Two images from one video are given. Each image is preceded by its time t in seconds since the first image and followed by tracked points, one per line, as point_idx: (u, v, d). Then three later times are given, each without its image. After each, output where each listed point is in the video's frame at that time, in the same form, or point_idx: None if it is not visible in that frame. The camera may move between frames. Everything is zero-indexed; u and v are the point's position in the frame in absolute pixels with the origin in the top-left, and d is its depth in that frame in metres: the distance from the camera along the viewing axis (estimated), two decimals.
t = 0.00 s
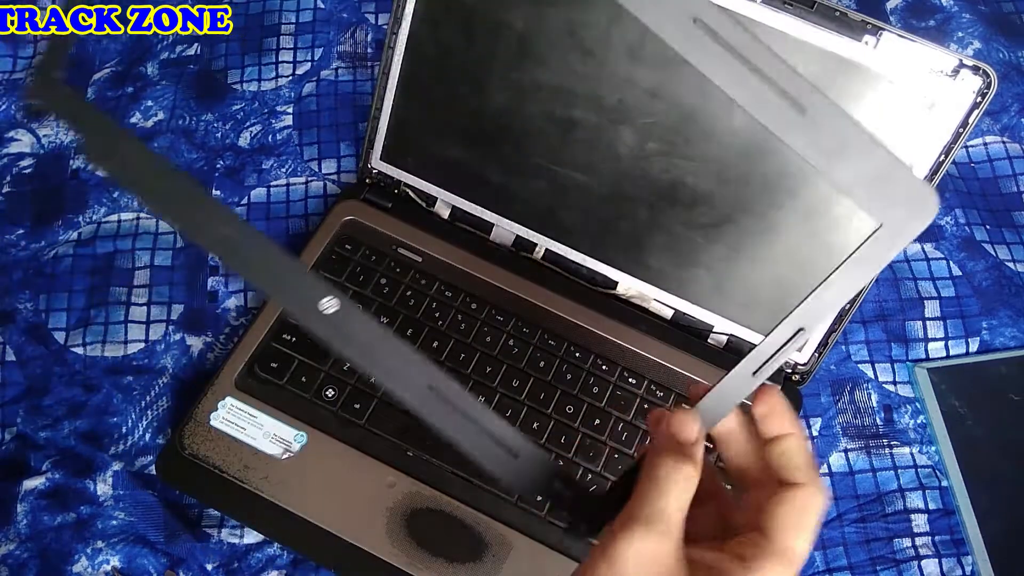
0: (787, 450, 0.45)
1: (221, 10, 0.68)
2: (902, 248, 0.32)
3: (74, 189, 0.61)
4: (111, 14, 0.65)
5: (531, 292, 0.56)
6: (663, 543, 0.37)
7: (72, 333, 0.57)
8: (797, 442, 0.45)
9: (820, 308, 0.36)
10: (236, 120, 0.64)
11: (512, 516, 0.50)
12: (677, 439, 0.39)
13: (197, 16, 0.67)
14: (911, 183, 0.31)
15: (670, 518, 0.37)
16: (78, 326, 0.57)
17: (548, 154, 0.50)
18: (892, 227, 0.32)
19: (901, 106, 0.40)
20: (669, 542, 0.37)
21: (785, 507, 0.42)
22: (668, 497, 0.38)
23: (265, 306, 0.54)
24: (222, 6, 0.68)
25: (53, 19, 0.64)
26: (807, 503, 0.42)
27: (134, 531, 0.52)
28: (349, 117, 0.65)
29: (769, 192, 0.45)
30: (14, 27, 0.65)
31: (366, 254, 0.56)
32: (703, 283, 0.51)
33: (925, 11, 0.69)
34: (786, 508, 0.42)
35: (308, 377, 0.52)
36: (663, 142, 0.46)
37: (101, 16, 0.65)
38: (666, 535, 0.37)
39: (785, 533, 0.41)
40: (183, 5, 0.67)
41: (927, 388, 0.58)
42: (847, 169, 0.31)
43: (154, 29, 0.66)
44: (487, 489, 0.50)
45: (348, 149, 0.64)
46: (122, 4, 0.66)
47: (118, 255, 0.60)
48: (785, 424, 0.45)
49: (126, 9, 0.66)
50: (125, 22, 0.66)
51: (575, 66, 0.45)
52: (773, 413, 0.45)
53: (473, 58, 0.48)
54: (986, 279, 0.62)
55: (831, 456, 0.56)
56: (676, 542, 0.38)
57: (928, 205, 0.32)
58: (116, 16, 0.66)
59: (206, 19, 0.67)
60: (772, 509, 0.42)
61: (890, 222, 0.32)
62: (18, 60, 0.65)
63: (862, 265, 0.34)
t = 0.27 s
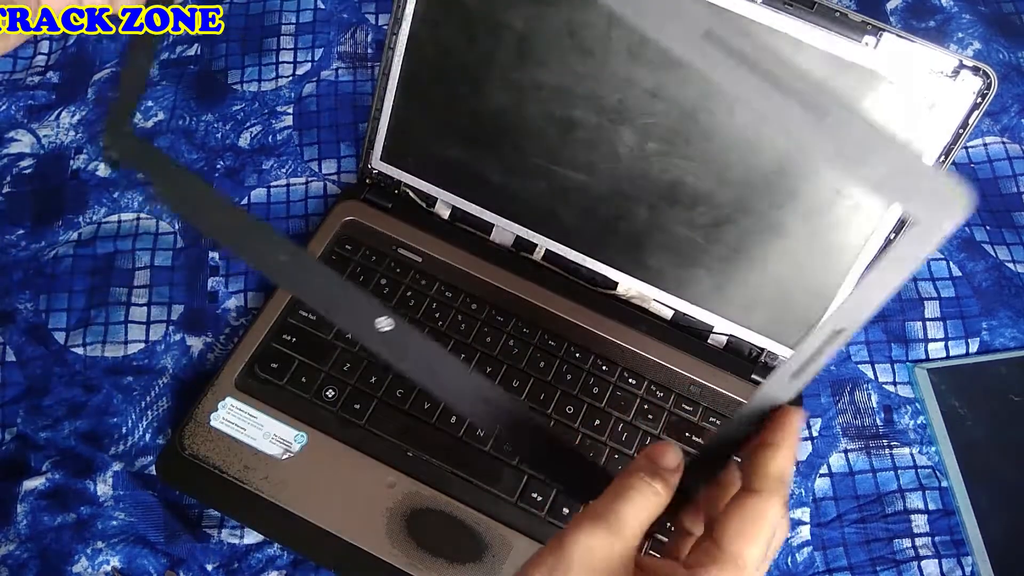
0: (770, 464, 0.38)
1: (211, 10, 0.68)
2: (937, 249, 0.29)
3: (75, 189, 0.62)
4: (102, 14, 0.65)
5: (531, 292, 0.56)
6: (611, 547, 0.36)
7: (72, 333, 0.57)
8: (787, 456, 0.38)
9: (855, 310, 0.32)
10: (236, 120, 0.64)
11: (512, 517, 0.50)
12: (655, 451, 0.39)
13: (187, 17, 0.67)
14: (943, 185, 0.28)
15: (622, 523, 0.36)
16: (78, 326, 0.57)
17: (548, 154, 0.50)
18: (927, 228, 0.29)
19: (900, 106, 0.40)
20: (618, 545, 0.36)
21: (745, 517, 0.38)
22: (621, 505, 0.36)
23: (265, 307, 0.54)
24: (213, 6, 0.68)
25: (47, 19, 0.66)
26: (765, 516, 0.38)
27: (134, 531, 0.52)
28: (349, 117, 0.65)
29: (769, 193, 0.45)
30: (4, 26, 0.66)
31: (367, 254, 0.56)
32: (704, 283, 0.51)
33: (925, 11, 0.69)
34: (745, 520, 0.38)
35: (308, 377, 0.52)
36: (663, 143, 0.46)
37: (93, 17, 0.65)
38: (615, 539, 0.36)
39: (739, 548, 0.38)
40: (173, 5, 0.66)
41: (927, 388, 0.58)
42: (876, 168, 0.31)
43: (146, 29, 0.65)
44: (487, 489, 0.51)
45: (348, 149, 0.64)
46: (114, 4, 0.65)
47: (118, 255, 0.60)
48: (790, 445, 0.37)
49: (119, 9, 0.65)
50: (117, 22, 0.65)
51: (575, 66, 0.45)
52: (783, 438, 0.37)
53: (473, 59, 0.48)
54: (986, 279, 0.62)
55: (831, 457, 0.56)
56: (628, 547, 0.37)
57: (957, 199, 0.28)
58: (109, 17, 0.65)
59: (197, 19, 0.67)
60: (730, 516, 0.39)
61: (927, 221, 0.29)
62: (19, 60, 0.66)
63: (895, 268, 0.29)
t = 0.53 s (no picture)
0: (801, 465, 0.35)
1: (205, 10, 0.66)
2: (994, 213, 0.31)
3: (75, 189, 0.62)
4: (94, 14, 0.64)
5: (531, 292, 0.56)
6: (608, 523, 0.33)
7: (72, 333, 0.57)
8: (823, 462, 0.35)
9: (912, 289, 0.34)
10: (236, 120, 0.64)
11: (512, 517, 0.50)
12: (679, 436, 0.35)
13: (181, 16, 0.64)
14: (996, 147, 0.29)
15: (621, 499, 0.33)
16: (78, 326, 0.57)
17: (548, 153, 0.50)
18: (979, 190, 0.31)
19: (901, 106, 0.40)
20: (613, 523, 0.33)
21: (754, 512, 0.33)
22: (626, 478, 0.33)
23: (265, 307, 0.54)
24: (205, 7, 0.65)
25: (37, 18, 0.61)
26: (779, 516, 0.33)
27: (134, 531, 0.52)
28: (349, 117, 0.65)
29: (767, 193, 0.45)
30: None
31: (367, 254, 0.56)
32: (703, 283, 0.51)
33: (925, 12, 0.69)
34: (755, 514, 0.33)
35: (308, 377, 0.52)
36: (663, 143, 0.46)
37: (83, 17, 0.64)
38: (612, 515, 0.33)
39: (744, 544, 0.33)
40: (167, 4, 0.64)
41: (927, 389, 0.58)
42: (917, 139, 0.30)
43: (138, 29, 0.65)
44: (487, 489, 0.51)
45: (348, 149, 0.64)
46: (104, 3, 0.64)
47: (118, 255, 0.60)
48: (831, 448, 0.36)
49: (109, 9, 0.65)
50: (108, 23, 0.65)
51: (575, 66, 0.45)
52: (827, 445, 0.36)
53: (473, 60, 0.48)
54: (986, 279, 0.62)
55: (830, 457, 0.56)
56: (627, 530, 0.33)
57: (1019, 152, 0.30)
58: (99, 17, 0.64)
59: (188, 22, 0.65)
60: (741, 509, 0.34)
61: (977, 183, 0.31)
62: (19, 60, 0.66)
63: (947, 238, 0.33)
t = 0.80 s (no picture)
0: (828, 497, 0.34)
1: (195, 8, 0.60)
2: None
3: (75, 189, 0.62)
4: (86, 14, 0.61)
5: (531, 292, 0.56)
6: (644, 533, 0.32)
7: (72, 333, 0.57)
8: (851, 494, 0.34)
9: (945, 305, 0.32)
10: (236, 120, 0.64)
11: (512, 517, 0.50)
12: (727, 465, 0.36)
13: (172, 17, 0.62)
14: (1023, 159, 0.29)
15: (662, 510, 0.32)
16: (78, 326, 0.57)
17: (548, 153, 0.50)
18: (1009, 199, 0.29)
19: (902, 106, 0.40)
20: (649, 535, 0.32)
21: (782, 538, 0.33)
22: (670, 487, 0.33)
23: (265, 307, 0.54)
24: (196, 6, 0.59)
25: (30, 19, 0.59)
26: (812, 545, 0.32)
27: (134, 531, 0.52)
28: (349, 117, 0.65)
29: (767, 194, 0.45)
30: None
31: (367, 254, 0.56)
32: (703, 283, 0.51)
33: (925, 11, 0.69)
34: (788, 541, 0.32)
35: (308, 377, 0.52)
36: (663, 143, 0.46)
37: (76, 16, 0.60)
38: (648, 524, 0.32)
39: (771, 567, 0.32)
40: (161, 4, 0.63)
41: (926, 388, 0.58)
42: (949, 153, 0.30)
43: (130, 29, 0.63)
44: (487, 489, 0.51)
45: (348, 149, 0.64)
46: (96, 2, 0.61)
47: (118, 255, 0.60)
48: (857, 480, 0.35)
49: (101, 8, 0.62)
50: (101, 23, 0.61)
51: (575, 66, 0.45)
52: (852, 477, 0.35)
53: (473, 60, 0.48)
54: (986, 279, 0.62)
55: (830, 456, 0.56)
56: (659, 546, 0.33)
57: None
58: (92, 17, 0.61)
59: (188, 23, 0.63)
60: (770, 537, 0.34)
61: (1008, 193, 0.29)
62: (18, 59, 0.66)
63: (979, 252, 0.31)
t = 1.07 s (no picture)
0: (809, 514, 0.33)
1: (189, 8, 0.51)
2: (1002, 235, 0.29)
3: (75, 189, 0.62)
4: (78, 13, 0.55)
5: (531, 292, 0.56)
6: (632, 550, 0.34)
7: (72, 333, 0.57)
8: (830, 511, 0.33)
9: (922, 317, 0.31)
10: (236, 120, 0.61)
11: (512, 516, 0.50)
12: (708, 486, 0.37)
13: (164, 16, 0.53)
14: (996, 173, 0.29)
15: (649, 528, 0.34)
16: (78, 326, 0.57)
17: (548, 153, 0.50)
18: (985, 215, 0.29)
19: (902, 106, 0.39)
20: (638, 552, 0.34)
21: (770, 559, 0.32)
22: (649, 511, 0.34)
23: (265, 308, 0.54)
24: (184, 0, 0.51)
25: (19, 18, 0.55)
26: (794, 564, 0.32)
27: (134, 531, 0.52)
28: (349, 117, 0.65)
29: (767, 193, 0.45)
30: None
31: (367, 254, 0.56)
32: (703, 283, 0.51)
33: (925, 12, 0.69)
34: (769, 558, 0.32)
35: (308, 377, 0.52)
36: (663, 143, 0.46)
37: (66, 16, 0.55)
38: (634, 544, 0.34)
39: None
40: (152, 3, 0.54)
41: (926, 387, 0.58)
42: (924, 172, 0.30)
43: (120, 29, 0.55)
44: (486, 489, 0.51)
45: (348, 149, 0.64)
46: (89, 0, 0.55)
47: (118, 255, 0.60)
48: (835, 496, 0.34)
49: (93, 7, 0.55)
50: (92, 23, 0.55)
51: (575, 66, 0.45)
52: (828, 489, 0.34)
53: (473, 60, 0.48)
54: (986, 279, 0.62)
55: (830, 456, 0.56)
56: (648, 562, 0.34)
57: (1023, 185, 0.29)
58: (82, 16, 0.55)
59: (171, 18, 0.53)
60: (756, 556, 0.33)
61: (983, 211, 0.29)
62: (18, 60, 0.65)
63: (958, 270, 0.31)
